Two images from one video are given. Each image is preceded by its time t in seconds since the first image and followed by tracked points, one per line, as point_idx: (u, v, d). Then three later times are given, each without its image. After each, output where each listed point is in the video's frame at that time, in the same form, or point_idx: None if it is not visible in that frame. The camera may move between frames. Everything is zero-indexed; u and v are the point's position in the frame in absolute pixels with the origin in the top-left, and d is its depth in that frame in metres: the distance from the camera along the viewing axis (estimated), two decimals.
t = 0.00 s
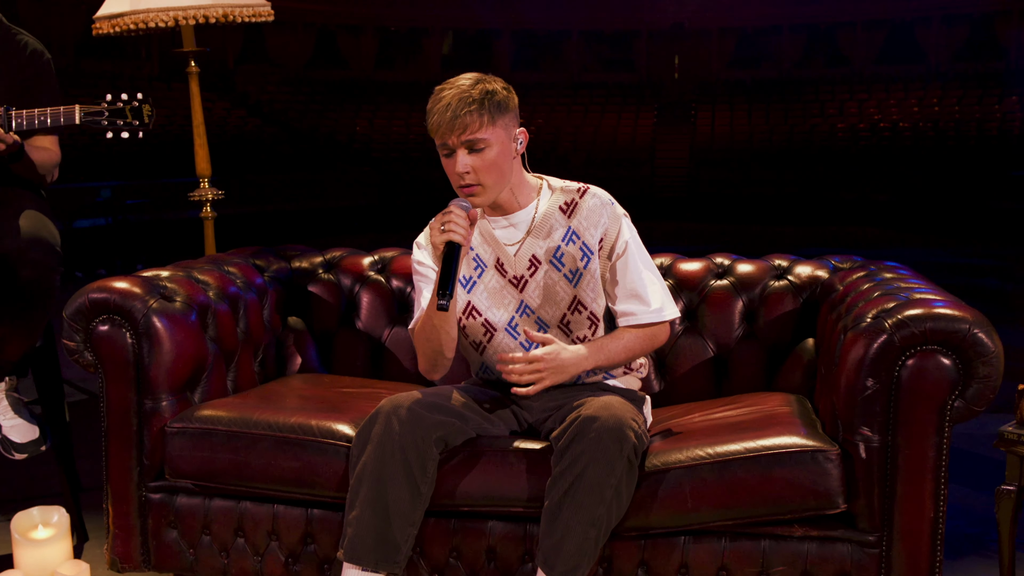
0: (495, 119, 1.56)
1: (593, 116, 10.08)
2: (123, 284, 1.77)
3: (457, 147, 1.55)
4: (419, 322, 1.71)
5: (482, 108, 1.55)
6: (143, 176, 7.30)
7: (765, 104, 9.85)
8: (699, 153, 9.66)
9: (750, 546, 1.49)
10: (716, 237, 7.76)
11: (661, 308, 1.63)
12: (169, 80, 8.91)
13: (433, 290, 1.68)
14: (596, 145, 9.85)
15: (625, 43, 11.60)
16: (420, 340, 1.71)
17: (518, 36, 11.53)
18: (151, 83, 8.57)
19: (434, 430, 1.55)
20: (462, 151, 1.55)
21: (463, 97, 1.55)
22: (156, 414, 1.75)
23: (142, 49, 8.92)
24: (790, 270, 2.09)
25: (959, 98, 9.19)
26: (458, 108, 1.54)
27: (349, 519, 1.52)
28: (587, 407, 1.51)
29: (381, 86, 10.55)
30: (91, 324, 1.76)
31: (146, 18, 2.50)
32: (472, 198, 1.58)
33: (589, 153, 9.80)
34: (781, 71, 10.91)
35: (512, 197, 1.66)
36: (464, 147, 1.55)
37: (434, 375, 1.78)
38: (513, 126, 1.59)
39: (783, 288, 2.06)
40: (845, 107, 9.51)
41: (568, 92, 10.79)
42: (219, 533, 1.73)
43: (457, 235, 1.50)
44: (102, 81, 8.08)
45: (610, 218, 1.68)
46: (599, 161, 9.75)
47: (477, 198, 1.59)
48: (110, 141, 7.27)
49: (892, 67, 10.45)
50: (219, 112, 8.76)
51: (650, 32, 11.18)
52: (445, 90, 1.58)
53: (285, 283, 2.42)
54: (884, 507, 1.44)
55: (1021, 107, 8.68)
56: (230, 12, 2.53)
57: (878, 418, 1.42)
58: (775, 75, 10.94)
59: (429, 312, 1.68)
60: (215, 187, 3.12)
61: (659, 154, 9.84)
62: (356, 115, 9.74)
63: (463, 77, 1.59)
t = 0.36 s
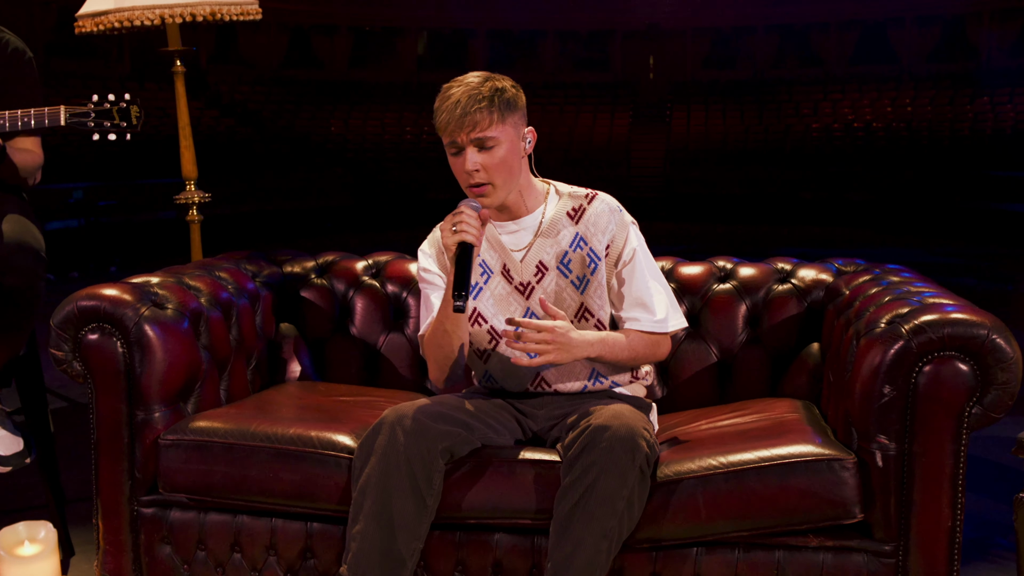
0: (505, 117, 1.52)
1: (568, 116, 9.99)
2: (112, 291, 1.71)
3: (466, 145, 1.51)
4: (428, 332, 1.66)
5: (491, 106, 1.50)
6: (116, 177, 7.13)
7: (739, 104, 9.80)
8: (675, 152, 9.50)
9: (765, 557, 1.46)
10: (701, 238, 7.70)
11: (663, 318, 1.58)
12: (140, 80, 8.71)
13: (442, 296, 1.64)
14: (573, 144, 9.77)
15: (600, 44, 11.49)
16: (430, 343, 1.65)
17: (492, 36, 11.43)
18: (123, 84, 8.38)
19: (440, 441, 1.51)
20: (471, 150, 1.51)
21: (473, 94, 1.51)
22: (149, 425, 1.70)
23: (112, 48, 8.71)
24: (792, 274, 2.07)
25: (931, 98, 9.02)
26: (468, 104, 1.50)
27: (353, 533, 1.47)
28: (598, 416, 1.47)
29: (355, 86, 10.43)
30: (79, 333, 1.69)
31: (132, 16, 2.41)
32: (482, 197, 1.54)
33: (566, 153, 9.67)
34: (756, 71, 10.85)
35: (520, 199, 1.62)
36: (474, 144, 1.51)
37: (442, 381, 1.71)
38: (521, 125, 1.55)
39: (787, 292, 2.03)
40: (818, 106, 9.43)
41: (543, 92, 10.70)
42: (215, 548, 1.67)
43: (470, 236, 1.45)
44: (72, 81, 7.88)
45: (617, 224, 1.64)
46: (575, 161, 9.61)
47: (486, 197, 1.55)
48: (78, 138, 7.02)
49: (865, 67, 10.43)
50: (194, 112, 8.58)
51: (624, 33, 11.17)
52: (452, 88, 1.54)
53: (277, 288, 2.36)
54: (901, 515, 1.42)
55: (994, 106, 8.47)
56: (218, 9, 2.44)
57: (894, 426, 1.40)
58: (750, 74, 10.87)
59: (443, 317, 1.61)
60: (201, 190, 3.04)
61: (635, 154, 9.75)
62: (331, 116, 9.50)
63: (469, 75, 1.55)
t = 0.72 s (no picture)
0: (521, 107, 1.49)
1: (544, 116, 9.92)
2: (104, 297, 1.66)
3: (481, 134, 1.47)
4: (432, 327, 1.60)
5: (509, 95, 1.48)
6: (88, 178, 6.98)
7: (713, 103, 9.74)
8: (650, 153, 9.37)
9: (779, 565, 1.43)
10: (683, 239, 7.67)
11: (671, 317, 1.55)
12: (112, 80, 8.52)
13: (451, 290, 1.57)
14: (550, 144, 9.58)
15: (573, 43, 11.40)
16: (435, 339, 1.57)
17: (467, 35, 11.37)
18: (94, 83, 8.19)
19: (448, 449, 1.48)
20: (485, 139, 1.47)
21: (491, 82, 1.48)
22: (143, 435, 1.64)
23: (82, 47, 8.52)
24: (796, 275, 2.06)
25: (902, 98, 8.99)
26: (486, 93, 1.47)
27: (357, 545, 1.43)
28: (610, 422, 1.44)
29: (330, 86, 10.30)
30: (69, 340, 1.63)
31: (119, 12, 2.34)
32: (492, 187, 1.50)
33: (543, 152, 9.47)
34: (728, 71, 10.83)
35: (528, 194, 1.60)
36: (488, 134, 1.47)
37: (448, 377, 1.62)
38: (536, 119, 1.53)
39: (790, 293, 2.02)
40: (792, 106, 9.27)
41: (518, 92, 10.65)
42: (211, 561, 1.62)
43: (486, 221, 1.39)
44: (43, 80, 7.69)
45: (626, 223, 1.61)
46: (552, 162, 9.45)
47: (496, 186, 1.50)
48: (49, 138, 6.85)
49: (837, 67, 10.50)
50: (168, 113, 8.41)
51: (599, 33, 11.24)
52: (468, 77, 1.51)
53: (270, 292, 2.32)
54: (917, 521, 1.39)
55: (964, 105, 8.49)
56: (206, 6, 2.37)
57: (910, 431, 1.38)
58: (723, 75, 10.84)
59: (451, 303, 1.53)
60: (188, 191, 2.96)
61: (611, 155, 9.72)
62: (304, 115, 9.33)
63: (483, 65, 1.52)
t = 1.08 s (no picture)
0: (536, 103, 1.53)
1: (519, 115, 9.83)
2: (96, 300, 1.61)
3: (497, 128, 1.50)
4: (444, 328, 1.54)
5: (525, 91, 1.52)
6: (61, 178, 6.82)
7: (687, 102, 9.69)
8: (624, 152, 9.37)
9: (791, 570, 1.42)
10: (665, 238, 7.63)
11: (665, 314, 1.51)
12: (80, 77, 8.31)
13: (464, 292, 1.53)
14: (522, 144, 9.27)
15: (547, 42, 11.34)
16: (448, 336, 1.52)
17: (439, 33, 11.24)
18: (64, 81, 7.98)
19: (455, 455, 1.45)
20: (502, 133, 1.50)
21: (506, 78, 1.52)
22: (138, 443, 1.59)
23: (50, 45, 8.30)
24: (796, 276, 2.05)
25: (873, 98, 9.05)
26: (503, 87, 1.51)
27: (363, 554, 1.40)
28: (621, 426, 1.42)
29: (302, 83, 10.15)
30: (60, 346, 1.58)
31: (104, 7, 2.26)
32: (508, 182, 1.51)
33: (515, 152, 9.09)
34: (701, 71, 10.81)
35: (540, 194, 1.58)
36: (505, 128, 1.50)
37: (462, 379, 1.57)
38: (550, 116, 1.57)
39: (792, 294, 2.00)
40: (764, 105, 9.37)
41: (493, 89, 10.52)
42: (211, 572, 1.58)
43: (506, 218, 1.36)
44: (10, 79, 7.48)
45: (633, 225, 1.59)
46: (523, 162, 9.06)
47: (512, 182, 1.52)
48: (19, 137, 6.66)
49: (810, 66, 10.55)
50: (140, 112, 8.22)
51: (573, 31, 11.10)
52: (482, 73, 1.55)
53: (263, 295, 2.27)
54: (931, 524, 1.38)
55: (935, 105, 8.59)
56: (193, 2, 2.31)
57: (924, 433, 1.37)
58: (696, 74, 10.83)
59: (466, 304, 1.48)
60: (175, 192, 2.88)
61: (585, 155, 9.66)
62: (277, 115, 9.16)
63: (498, 64, 1.57)
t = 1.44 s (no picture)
0: (543, 98, 1.54)
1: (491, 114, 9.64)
2: (85, 306, 1.56)
3: (506, 124, 1.51)
4: (453, 330, 1.53)
5: (532, 86, 1.53)
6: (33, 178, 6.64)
7: (659, 103, 9.64)
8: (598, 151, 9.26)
9: None
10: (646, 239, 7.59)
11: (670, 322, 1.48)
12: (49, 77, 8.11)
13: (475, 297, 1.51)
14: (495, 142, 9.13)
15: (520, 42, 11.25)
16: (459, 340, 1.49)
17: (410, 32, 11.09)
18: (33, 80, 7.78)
19: (461, 462, 1.42)
20: (511, 129, 1.51)
21: (514, 73, 1.53)
22: (130, 453, 1.54)
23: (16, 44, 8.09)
24: (796, 277, 2.04)
25: (845, 99, 9.09)
26: (511, 82, 1.51)
27: (368, 565, 1.36)
28: (632, 431, 1.40)
29: (273, 84, 10.01)
30: (48, 353, 1.53)
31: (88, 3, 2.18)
32: (518, 178, 1.52)
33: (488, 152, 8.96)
34: (675, 71, 10.77)
35: (547, 194, 1.55)
36: (514, 123, 1.51)
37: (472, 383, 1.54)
38: (557, 112, 1.57)
39: (792, 296, 1.99)
40: (737, 106, 9.42)
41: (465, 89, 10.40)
42: None
43: (521, 217, 1.37)
44: None
45: (639, 227, 1.57)
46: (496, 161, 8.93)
47: (523, 178, 1.52)
48: None
49: (782, 67, 10.53)
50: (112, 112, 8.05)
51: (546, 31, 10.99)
52: (489, 68, 1.56)
53: (254, 300, 2.22)
54: (943, 529, 1.36)
55: (906, 105, 8.65)
56: None
57: (937, 437, 1.35)
58: (670, 74, 10.77)
59: (478, 308, 1.46)
60: (162, 194, 2.80)
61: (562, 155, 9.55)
62: (249, 115, 9.04)
63: (504, 59, 1.58)
